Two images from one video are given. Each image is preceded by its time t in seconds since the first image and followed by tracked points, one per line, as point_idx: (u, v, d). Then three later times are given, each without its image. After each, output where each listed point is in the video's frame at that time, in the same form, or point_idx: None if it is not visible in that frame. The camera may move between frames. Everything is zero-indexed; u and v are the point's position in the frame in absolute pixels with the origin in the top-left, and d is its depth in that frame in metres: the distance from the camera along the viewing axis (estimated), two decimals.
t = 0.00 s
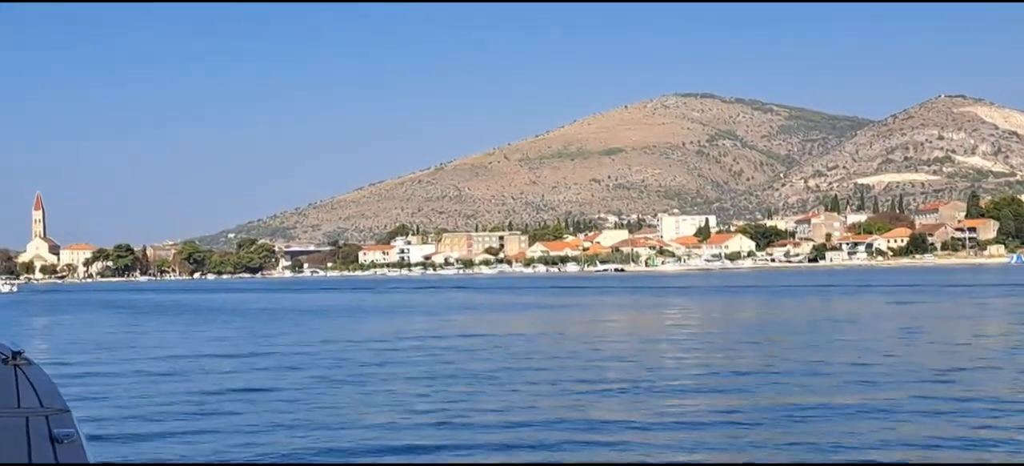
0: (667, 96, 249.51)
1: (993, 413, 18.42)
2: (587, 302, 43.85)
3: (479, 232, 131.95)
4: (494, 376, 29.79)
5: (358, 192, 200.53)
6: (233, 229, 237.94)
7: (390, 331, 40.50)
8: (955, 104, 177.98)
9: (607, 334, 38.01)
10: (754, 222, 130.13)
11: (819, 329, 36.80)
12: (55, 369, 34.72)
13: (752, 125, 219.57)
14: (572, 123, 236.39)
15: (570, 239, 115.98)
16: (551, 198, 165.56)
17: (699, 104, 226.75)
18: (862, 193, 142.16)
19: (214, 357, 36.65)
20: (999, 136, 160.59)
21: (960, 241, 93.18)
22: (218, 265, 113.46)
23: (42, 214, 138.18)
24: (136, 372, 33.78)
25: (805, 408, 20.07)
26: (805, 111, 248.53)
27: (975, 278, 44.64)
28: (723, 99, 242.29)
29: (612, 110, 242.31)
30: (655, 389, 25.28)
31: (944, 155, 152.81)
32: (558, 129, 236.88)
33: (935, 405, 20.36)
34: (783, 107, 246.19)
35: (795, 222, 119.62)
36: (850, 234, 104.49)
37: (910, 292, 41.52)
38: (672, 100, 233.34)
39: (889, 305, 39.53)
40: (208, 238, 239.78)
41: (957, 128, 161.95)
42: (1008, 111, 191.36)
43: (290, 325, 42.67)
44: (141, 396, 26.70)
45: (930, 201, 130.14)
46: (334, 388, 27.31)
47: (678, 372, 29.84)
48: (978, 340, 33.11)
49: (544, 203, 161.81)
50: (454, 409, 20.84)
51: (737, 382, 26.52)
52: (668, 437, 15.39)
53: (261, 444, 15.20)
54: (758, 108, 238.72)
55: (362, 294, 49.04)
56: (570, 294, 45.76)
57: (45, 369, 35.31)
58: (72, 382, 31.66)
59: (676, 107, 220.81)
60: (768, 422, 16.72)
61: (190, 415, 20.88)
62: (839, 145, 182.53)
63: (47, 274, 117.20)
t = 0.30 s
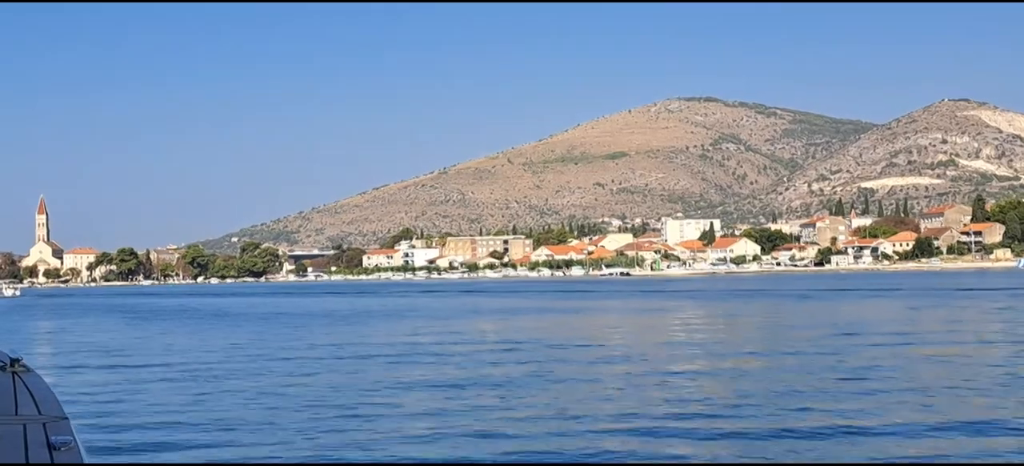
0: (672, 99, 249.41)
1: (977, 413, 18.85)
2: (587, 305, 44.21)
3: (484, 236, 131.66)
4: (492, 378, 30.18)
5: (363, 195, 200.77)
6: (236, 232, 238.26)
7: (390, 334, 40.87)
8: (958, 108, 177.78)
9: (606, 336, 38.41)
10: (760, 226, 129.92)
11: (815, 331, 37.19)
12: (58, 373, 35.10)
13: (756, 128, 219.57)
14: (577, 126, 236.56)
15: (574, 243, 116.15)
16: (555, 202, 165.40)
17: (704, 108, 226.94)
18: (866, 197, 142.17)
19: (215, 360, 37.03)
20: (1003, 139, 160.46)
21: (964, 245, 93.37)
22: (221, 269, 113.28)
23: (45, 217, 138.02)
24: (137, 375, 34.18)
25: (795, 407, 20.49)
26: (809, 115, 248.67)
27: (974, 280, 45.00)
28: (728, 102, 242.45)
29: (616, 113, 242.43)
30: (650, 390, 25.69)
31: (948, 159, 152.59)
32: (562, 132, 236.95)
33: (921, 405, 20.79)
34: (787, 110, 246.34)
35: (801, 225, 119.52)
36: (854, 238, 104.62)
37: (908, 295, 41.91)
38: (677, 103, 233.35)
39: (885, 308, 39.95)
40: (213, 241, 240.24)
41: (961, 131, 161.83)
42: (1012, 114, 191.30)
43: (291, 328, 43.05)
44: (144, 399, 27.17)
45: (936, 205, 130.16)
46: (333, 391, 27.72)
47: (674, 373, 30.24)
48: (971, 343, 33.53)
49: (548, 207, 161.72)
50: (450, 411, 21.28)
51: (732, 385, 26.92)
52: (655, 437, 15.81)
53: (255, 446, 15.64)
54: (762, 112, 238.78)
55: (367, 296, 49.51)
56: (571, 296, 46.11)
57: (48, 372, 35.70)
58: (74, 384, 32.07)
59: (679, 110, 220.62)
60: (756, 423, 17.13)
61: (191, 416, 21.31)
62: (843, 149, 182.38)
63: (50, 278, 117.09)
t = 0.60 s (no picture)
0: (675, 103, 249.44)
1: (999, 421, 18.32)
2: (593, 310, 43.70)
3: (487, 239, 131.58)
4: (499, 384, 29.59)
5: (366, 198, 200.77)
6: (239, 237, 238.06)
7: (392, 340, 40.32)
8: (962, 110, 177.69)
9: (613, 342, 37.89)
10: (764, 229, 129.97)
11: (828, 337, 36.64)
12: (57, 378, 34.47)
13: (759, 131, 219.59)
14: (580, 130, 236.57)
15: (579, 246, 116.05)
16: (559, 205, 165.46)
17: (708, 112, 226.88)
18: (871, 199, 142.32)
19: (216, 366, 36.45)
20: (1007, 143, 160.64)
21: (971, 248, 93.19)
22: (225, 272, 113.03)
23: (49, 221, 137.63)
24: (137, 380, 33.56)
25: (810, 415, 19.90)
26: (812, 118, 248.62)
27: (984, 285, 44.57)
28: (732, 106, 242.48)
29: (620, 117, 242.39)
30: (660, 397, 25.10)
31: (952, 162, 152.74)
32: (565, 136, 236.94)
33: (942, 412, 20.25)
34: (790, 114, 246.31)
35: (805, 229, 119.60)
36: (860, 240, 104.47)
37: (919, 300, 41.44)
38: (680, 107, 233.32)
39: (894, 313, 39.49)
40: (216, 245, 240.14)
41: (965, 135, 161.99)
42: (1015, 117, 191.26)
43: (294, 334, 42.45)
44: (149, 405, 26.68)
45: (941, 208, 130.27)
46: (335, 397, 27.08)
47: (684, 379, 29.69)
48: (982, 349, 33.05)
49: (552, 210, 161.82)
50: (462, 420, 20.70)
51: (743, 390, 26.39)
52: (670, 449, 15.19)
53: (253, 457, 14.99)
54: (766, 115, 238.80)
55: (373, 301, 49.08)
56: (578, 302, 45.58)
57: (46, 378, 35.09)
58: (75, 391, 31.36)
59: (683, 114, 220.46)
60: (774, 431, 16.56)
61: (197, 424, 20.71)
62: (847, 152, 182.41)
63: (54, 281, 116.69)
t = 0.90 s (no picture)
0: (679, 102, 249.43)
1: (1000, 420, 18.55)
2: (598, 309, 43.91)
3: (491, 239, 131.68)
4: (505, 382, 29.84)
5: (370, 198, 200.89)
6: (242, 237, 238.23)
7: (397, 339, 40.56)
8: (967, 110, 177.79)
9: (617, 340, 38.13)
10: (769, 229, 130.06)
11: (830, 336, 36.89)
12: (64, 377, 34.71)
13: (763, 130, 219.61)
14: (583, 130, 236.62)
15: (583, 246, 116.22)
16: (562, 205, 165.48)
17: (712, 112, 227.01)
18: (875, 199, 142.33)
19: (221, 365, 36.68)
20: (1011, 141, 160.59)
21: (978, 247, 93.33)
22: (229, 272, 113.14)
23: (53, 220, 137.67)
24: (143, 379, 33.82)
25: (813, 412, 20.13)
26: (816, 118, 248.72)
27: (990, 284, 44.80)
28: (735, 105, 242.52)
29: (624, 117, 242.43)
30: (664, 395, 25.36)
31: (957, 161, 152.72)
32: (569, 135, 237.07)
33: (944, 410, 20.47)
34: (794, 112, 246.31)
35: (811, 228, 119.77)
36: (866, 240, 104.59)
37: (923, 299, 41.66)
38: (684, 107, 233.52)
39: (897, 312, 39.72)
40: (220, 244, 240.40)
41: (970, 134, 161.96)
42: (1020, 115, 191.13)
43: (298, 333, 42.68)
44: (158, 404, 26.91)
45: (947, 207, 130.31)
46: (341, 396, 27.32)
47: (689, 377, 29.93)
48: (984, 347, 33.30)
49: (556, 210, 161.85)
50: (469, 416, 20.99)
51: (748, 389, 26.63)
52: (669, 448, 15.55)
53: (261, 457, 15.24)
54: (770, 114, 238.79)
55: (379, 300, 49.29)
56: (583, 301, 45.80)
57: (52, 376, 35.33)
58: (83, 389, 31.60)
59: (687, 113, 220.56)
60: (777, 429, 16.77)
61: (209, 423, 20.98)
62: (852, 151, 182.42)
63: (58, 281, 116.76)
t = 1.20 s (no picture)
0: (684, 100, 249.15)
1: (1014, 418, 18.33)
2: (602, 308, 43.70)
3: (496, 237, 131.62)
4: (510, 382, 29.61)
5: (374, 196, 201.06)
6: (246, 235, 238.54)
7: (401, 338, 40.33)
8: (971, 109, 177.73)
9: (623, 339, 37.91)
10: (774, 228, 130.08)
11: (834, 333, 37.05)
12: (68, 375, 34.69)
13: (768, 129, 219.39)
14: (587, 128, 236.51)
15: (588, 244, 116.23)
16: (566, 203, 165.48)
17: (716, 109, 226.71)
18: (879, 198, 142.20)
19: (224, 363, 36.46)
20: (1017, 141, 160.27)
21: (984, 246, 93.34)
22: (234, 270, 113.09)
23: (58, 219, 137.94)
24: (144, 379, 33.58)
25: (824, 410, 19.89)
26: (821, 117, 248.39)
27: (998, 284, 44.62)
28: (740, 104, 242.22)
29: (628, 115, 242.19)
30: (672, 395, 25.11)
31: (961, 161, 152.49)
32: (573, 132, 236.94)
33: (958, 409, 20.25)
34: (798, 111, 246.13)
35: (816, 227, 119.79)
36: (872, 239, 104.58)
37: (930, 299, 41.45)
38: (688, 105, 233.22)
39: (905, 311, 39.54)
40: (225, 242, 240.81)
41: (974, 133, 161.71)
42: None
43: (301, 332, 42.45)
44: (167, 401, 27.16)
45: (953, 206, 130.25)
46: (345, 394, 27.08)
47: (697, 376, 29.69)
48: (993, 347, 33.10)
49: (560, 209, 161.87)
50: (478, 412, 21.20)
51: (757, 388, 26.41)
52: (675, 443, 15.74)
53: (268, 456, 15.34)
54: (774, 112, 238.60)
55: (386, 298, 49.44)
56: (587, 300, 45.58)
57: (60, 373, 35.57)
58: (91, 386, 31.84)
59: (691, 112, 220.39)
60: (789, 429, 16.53)
61: (219, 420, 21.20)
62: (857, 150, 182.18)
63: (63, 278, 116.65)
